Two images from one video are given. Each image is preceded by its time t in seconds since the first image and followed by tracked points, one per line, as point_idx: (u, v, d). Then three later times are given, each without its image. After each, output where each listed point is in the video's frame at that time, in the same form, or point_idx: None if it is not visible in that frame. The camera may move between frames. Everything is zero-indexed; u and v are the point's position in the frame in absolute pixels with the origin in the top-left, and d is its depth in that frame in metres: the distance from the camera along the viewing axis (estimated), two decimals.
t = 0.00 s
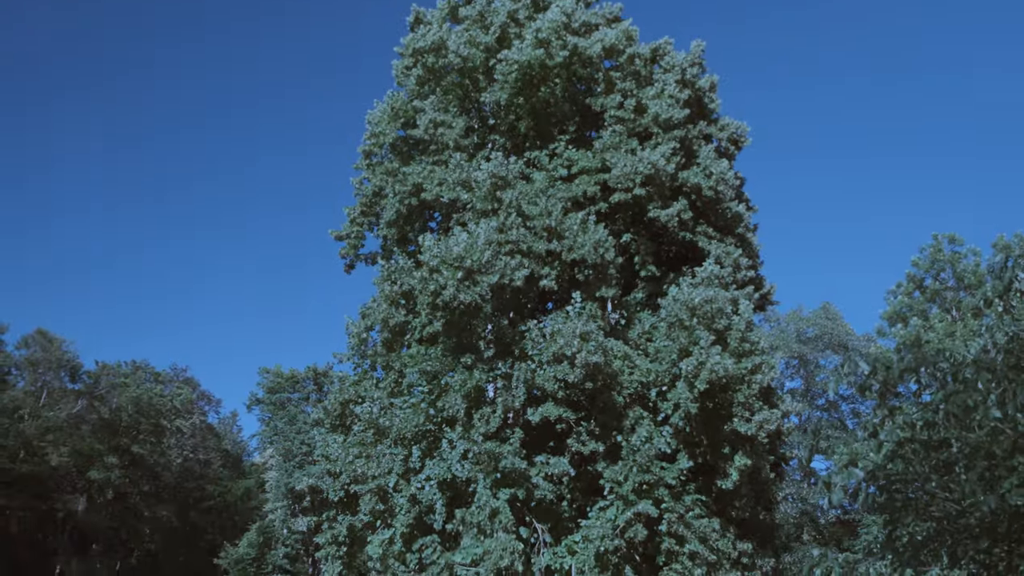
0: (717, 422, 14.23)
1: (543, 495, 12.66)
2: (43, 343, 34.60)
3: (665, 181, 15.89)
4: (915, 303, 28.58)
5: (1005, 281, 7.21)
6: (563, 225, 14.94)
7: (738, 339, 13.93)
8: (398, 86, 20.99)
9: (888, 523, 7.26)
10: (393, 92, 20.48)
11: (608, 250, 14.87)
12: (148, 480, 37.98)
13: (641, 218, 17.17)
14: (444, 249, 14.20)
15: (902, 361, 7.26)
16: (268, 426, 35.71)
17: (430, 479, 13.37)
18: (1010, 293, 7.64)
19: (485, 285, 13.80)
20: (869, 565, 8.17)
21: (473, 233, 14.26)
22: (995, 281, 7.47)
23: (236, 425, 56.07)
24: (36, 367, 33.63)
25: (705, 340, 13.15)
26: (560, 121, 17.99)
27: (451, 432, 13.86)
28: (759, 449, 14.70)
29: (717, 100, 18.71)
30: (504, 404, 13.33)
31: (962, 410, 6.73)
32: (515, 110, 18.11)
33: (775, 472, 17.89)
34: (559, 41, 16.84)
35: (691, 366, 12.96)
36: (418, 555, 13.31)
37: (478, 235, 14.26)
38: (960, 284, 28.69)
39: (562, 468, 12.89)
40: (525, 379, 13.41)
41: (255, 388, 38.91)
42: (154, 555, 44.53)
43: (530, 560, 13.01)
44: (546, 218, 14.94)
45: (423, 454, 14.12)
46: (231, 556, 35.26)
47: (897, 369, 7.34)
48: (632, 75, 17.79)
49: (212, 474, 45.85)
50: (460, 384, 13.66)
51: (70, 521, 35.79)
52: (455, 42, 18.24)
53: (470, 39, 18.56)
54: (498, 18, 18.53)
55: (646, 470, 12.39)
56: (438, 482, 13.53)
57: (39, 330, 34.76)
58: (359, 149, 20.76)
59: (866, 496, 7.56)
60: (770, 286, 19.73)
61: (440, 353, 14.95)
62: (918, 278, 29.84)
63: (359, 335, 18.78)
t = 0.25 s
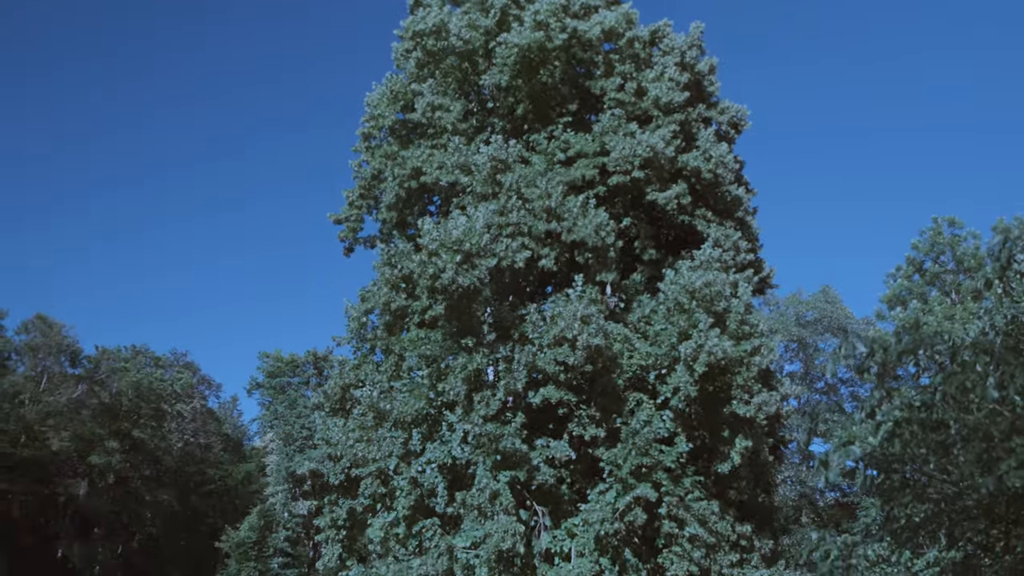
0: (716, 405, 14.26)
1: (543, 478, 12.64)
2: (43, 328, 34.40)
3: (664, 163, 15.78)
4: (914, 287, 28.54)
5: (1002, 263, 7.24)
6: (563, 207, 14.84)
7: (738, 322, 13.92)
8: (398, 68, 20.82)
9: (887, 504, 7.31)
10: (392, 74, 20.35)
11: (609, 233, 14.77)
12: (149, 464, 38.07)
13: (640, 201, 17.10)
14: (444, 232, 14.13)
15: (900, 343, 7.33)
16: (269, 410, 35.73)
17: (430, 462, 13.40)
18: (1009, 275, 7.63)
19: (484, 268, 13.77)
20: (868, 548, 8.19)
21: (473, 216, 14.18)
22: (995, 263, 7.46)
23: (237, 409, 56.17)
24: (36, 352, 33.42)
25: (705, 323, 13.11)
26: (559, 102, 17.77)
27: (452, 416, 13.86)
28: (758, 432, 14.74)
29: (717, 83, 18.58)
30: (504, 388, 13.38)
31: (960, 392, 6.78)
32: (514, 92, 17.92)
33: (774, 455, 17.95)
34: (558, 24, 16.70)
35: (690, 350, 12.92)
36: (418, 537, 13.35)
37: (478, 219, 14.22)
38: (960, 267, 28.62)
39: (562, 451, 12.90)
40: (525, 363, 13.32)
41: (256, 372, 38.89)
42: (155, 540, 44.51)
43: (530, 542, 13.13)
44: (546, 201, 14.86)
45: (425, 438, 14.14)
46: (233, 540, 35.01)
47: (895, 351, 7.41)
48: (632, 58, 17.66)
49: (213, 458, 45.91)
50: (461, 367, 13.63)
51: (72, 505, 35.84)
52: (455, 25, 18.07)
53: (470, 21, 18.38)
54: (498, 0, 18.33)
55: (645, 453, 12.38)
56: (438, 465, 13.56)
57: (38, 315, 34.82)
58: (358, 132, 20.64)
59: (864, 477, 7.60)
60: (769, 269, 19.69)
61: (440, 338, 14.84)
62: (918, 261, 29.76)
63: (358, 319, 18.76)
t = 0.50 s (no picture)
0: (714, 392, 14.25)
1: (542, 462, 12.65)
2: (41, 312, 34.38)
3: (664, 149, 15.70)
4: (913, 274, 28.48)
5: (1001, 249, 7.17)
6: (562, 193, 14.80)
7: (736, 308, 13.90)
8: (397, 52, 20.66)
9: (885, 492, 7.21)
10: (392, 58, 20.20)
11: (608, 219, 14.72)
12: (148, 448, 38.06)
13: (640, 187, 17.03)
14: (443, 217, 14.05)
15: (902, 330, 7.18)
16: (268, 394, 35.74)
17: (429, 447, 13.39)
18: (1008, 261, 7.58)
19: (481, 254, 13.73)
20: (865, 534, 8.19)
21: (472, 201, 14.12)
22: (993, 251, 7.47)
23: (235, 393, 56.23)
24: (35, 335, 33.57)
25: (703, 310, 13.07)
26: (559, 88, 17.69)
27: (451, 400, 13.82)
28: (756, 417, 14.77)
29: (717, 69, 18.44)
30: (503, 373, 13.40)
31: (959, 379, 6.79)
32: (513, 77, 17.71)
33: (772, 441, 17.98)
34: (558, 9, 16.59)
35: (688, 336, 12.90)
36: (417, 521, 13.38)
37: (477, 204, 14.16)
38: (958, 255, 28.56)
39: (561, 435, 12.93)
40: (524, 348, 13.34)
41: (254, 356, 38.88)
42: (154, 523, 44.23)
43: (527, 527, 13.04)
44: (545, 186, 14.79)
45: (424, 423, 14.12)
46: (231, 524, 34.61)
47: (895, 339, 7.29)
48: (631, 44, 17.49)
49: (211, 442, 45.59)
50: (460, 351, 13.60)
51: (71, 488, 35.89)
52: (456, 9, 17.90)
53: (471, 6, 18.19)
54: None
55: (643, 438, 12.39)
56: (438, 449, 13.65)
57: (37, 299, 34.82)
58: (357, 116, 20.50)
59: (861, 464, 7.55)
60: (768, 256, 19.64)
61: (440, 323, 14.82)
62: (917, 249, 29.71)
63: (357, 304, 18.72)
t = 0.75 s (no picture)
0: (714, 380, 14.25)
1: (542, 449, 12.65)
2: (43, 298, 34.56)
3: (665, 138, 15.62)
4: (914, 264, 28.39)
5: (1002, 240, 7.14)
6: (562, 180, 14.76)
7: (737, 298, 13.85)
8: (399, 39, 20.54)
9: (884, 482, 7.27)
10: (393, 45, 20.07)
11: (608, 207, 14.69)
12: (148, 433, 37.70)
13: (641, 175, 16.97)
14: (443, 205, 13.97)
15: (900, 323, 7.30)
16: (268, 380, 35.81)
17: (430, 433, 13.42)
18: (1009, 250, 7.55)
19: (481, 242, 13.70)
20: (865, 522, 8.21)
21: (473, 189, 14.05)
22: (995, 240, 7.42)
23: (236, 379, 56.35)
24: (35, 320, 34.23)
25: (703, 298, 13.04)
26: (560, 76, 17.50)
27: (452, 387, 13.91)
28: (756, 407, 14.76)
29: (719, 57, 18.31)
30: (503, 360, 13.39)
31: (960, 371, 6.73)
32: (514, 65, 17.49)
33: (771, 430, 17.99)
34: None
35: (688, 325, 12.86)
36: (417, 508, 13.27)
37: (478, 191, 14.10)
38: (959, 245, 28.47)
39: (560, 423, 12.95)
40: (524, 336, 13.33)
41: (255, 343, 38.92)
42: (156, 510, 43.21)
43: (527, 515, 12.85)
44: (546, 175, 14.74)
45: (424, 409, 14.13)
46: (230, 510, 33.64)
47: (895, 332, 7.38)
48: (634, 32, 17.41)
49: (211, 427, 46.62)
50: (460, 338, 13.58)
51: (72, 473, 35.31)
52: None
53: None
54: None
55: (641, 426, 12.38)
56: (438, 436, 13.69)
57: (38, 284, 34.94)
58: (358, 103, 20.40)
59: (860, 454, 7.61)
60: (769, 245, 19.58)
61: (440, 310, 14.82)
62: (918, 239, 29.63)
63: (357, 290, 18.71)
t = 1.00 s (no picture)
0: (713, 364, 14.24)
1: (542, 433, 12.65)
2: (44, 286, 34.48)
3: (664, 122, 15.52)
4: (915, 247, 28.31)
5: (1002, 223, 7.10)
6: (561, 165, 14.69)
7: (737, 282, 13.80)
8: (397, 23, 20.37)
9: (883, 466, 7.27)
10: (391, 29, 19.91)
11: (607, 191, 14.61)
12: (150, 420, 37.72)
13: (640, 159, 16.88)
14: (442, 190, 13.90)
15: (899, 307, 7.27)
16: (269, 367, 35.87)
17: (430, 418, 13.42)
18: (1010, 233, 7.49)
19: (480, 228, 13.65)
20: (864, 506, 8.21)
21: (472, 173, 13.98)
22: (995, 223, 7.39)
23: (237, 366, 56.44)
24: (36, 309, 34.03)
25: (703, 282, 12.99)
26: (559, 59, 17.38)
27: (452, 372, 13.94)
28: (756, 390, 14.76)
29: (720, 40, 18.16)
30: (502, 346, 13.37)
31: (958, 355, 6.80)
32: (513, 49, 17.34)
33: (771, 415, 18.01)
34: None
35: (688, 310, 12.83)
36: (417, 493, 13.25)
37: (476, 176, 14.03)
38: (960, 229, 28.39)
39: (560, 407, 12.96)
40: (523, 320, 13.31)
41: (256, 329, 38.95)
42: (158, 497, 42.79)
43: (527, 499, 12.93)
44: (545, 159, 14.66)
45: (424, 394, 14.13)
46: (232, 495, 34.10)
47: (893, 316, 7.34)
48: (633, 15, 17.26)
49: (212, 413, 46.82)
50: (460, 323, 13.55)
51: (74, 460, 35.47)
52: None
53: None
54: None
55: (642, 410, 12.37)
56: (438, 420, 13.65)
57: (38, 272, 34.86)
58: (356, 88, 20.26)
59: (860, 439, 7.54)
60: (769, 230, 19.51)
61: (439, 295, 14.80)
62: (919, 222, 29.54)
63: (357, 277, 18.68)
